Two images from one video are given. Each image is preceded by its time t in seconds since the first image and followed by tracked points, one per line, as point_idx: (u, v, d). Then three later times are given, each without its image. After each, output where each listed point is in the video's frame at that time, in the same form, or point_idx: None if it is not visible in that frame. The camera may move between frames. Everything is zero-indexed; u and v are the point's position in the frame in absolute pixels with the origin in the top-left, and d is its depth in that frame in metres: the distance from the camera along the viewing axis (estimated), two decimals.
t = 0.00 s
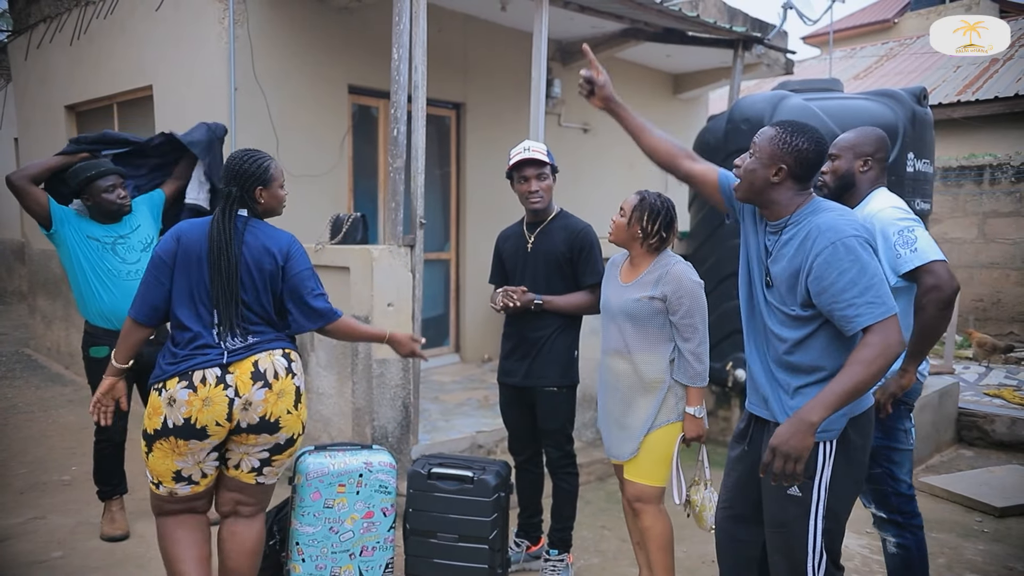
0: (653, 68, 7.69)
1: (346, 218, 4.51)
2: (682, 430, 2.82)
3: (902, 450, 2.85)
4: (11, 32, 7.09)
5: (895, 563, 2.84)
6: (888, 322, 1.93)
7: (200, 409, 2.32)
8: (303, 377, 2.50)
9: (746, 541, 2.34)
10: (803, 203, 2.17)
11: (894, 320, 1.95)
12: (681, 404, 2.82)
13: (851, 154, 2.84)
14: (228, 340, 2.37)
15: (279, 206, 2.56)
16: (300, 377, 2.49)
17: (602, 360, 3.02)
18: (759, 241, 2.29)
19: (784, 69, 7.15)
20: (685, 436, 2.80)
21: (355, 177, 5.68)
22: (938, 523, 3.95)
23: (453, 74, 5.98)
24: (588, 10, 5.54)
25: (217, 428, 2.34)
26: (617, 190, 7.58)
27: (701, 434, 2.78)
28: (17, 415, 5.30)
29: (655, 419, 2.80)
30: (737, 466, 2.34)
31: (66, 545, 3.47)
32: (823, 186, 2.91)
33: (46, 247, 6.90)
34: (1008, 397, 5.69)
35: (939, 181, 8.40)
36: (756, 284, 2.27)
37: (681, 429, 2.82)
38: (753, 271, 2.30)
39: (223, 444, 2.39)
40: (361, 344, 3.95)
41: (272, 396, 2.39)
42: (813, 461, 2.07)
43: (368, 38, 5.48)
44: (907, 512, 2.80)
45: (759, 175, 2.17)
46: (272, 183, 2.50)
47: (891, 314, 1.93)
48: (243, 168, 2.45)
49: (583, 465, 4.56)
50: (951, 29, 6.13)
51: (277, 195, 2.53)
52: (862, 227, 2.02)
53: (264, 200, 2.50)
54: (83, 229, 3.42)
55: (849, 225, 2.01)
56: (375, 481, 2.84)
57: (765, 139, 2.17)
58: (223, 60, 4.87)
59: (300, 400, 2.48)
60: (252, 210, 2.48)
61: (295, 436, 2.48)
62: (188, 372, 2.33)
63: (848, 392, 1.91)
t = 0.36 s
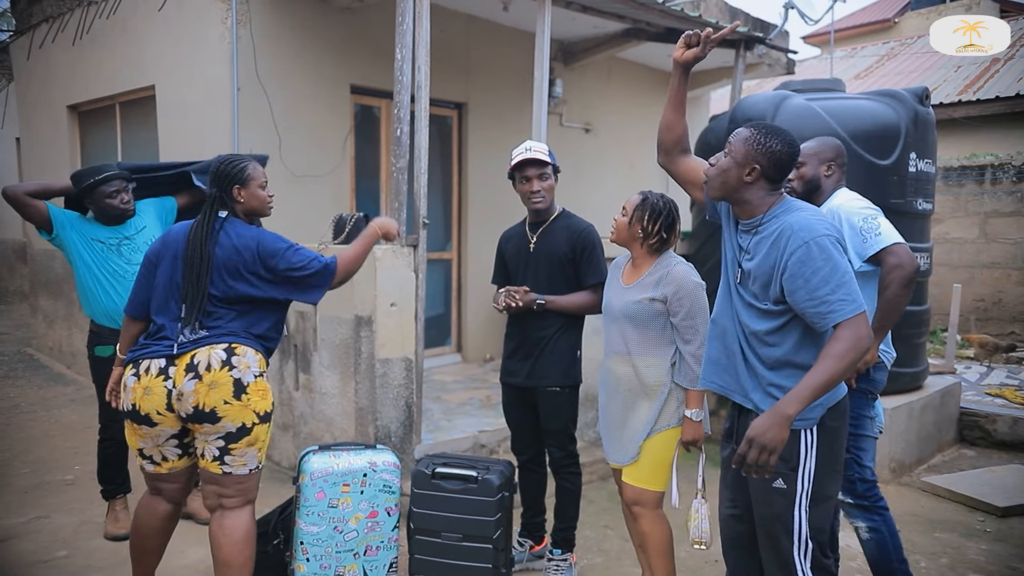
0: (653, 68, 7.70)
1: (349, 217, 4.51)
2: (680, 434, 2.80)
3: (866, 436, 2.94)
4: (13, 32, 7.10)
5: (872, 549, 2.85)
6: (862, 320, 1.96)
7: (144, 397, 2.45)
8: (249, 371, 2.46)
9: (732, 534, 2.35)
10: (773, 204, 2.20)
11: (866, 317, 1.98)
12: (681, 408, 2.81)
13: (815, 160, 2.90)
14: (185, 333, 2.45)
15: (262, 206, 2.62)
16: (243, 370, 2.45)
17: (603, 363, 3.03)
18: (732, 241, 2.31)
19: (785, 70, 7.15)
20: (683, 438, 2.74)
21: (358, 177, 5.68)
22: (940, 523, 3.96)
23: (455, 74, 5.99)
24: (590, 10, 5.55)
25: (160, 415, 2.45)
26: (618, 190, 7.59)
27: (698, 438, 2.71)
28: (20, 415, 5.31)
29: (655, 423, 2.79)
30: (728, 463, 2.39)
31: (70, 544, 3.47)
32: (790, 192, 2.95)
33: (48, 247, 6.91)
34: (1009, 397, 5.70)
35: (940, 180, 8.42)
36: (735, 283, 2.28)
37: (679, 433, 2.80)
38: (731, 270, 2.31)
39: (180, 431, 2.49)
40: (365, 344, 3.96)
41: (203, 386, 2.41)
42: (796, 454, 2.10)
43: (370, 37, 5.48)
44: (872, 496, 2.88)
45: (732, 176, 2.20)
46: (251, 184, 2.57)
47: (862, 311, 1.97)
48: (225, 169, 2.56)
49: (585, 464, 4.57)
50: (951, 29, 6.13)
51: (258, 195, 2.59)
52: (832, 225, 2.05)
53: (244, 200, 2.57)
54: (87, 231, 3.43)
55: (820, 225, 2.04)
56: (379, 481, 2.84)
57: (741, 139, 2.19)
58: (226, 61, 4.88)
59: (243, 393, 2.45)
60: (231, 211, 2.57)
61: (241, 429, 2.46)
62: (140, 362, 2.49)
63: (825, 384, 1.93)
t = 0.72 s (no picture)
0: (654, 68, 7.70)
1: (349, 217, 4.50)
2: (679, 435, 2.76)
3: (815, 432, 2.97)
4: (13, 32, 7.09)
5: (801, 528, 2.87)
6: (835, 316, 1.98)
7: (105, 378, 2.62)
8: (192, 375, 2.53)
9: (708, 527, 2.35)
10: (747, 204, 2.20)
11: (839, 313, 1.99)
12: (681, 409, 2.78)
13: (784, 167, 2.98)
14: (151, 322, 2.60)
15: (228, 204, 2.69)
16: (185, 373, 2.52)
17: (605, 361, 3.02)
18: (709, 241, 2.31)
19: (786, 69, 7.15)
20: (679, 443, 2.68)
21: (358, 177, 5.68)
22: (941, 523, 3.95)
23: (456, 73, 5.99)
24: (591, 10, 5.54)
25: (117, 396, 2.61)
26: (618, 190, 7.58)
27: (693, 442, 2.65)
28: (19, 416, 5.30)
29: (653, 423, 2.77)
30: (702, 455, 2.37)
31: (70, 544, 3.47)
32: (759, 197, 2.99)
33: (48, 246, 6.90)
34: (1010, 397, 5.69)
35: (941, 180, 8.42)
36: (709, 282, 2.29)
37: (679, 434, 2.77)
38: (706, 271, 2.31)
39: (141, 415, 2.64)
40: (365, 344, 3.95)
41: (145, 382, 2.52)
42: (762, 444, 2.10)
43: (370, 37, 5.47)
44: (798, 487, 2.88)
45: (702, 182, 2.18)
46: (217, 182, 2.65)
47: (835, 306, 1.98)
48: (195, 168, 2.66)
49: (586, 465, 4.55)
50: (952, 28, 6.13)
51: (223, 193, 2.67)
52: (803, 223, 2.06)
53: (210, 196, 2.66)
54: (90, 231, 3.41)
55: (793, 223, 2.05)
56: (380, 481, 2.83)
57: (698, 150, 2.19)
58: (226, 60, 4.88)
59: (187, 396, 2.53)
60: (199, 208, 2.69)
61: (187, 428, 2.55)
62: (111, 342, 2.67)
63: (800, 377, 1.95)
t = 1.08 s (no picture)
0: (653, 68, 7.69)
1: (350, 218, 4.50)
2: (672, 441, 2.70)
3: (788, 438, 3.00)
4: (13, 32, 7.10)
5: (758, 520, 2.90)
6: (833, 314, 1.97)
7: (126, 387, 2.72)
8: (197, 378, 2.59)
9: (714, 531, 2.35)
10: (741, 203, 2.19)
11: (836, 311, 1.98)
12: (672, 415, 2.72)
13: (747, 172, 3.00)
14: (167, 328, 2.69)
15: (238, 209, 2.71)
16: (190, 377, 2.59)
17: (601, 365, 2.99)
18: (706, 243, 2.30)
19: (786, 69, 7.15)
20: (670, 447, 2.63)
21: (358, 177, 5.67)
22: (942, 524, 3.95)
23: (456, 73, 5.98)
24: (591, 10, 5.54)
25: (136, 403, 2.70)
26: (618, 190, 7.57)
27: (684, 447, 2.60)
28: (19, 416, 5.30)
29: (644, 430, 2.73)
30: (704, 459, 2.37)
31: (70, 544, 3.46)
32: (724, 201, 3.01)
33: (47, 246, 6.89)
34: (1011, 397, 5.69)
35: (941, 180, 8.42)
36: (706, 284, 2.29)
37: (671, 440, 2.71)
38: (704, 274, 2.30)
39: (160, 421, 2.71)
40: (365, 345, 3.95)
41: (154, 387, 2.60)
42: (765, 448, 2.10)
43: (370, 37, 5.47)
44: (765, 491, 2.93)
45: (693, 183, 2.18)
46: (227, 188, 2.68)
47: (832, 305, 1.97)
48: (209, 176, 2.69)
49: (586, 465, 4.54)
50: (952, 28, 6.12)
51: (234, 197, 2.69)
52: (798, 221, 2.05)
53: (220, 200, 2.69)
54: (97, 236, 3.41)
55: (787, 222, 2.04)
56: (380, 481, 2.83)
57: (683, 153, 2.19)
58: (226, 60, 4.88)
59: (192, 398, 2.59)
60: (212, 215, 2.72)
61: (193, 430, 2.60)
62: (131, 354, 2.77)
63: (798, 379, 1.95)
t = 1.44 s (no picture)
0: (654, 68, 7.68)
1: (350, 217, 4.49)
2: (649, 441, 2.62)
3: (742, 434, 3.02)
4: (13, 31, 7.09)
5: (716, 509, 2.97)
6: (829, 316, 1.95)
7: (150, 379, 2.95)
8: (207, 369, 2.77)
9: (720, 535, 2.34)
10: (746, 200, 2.18)
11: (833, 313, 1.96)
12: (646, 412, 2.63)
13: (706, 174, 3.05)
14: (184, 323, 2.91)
15: (262, 216, 2.92)
16: (200, 367, 2.78)
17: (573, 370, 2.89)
18: (711, 241, 2.30)
19: (787, 69, 7.14)
20: (650, 443, 2.59)
21: (358, 177, 5.66)
22: (944, 523, 3.94)
23: (457, 72, 5.97)
24: (591, 9, 5.53)
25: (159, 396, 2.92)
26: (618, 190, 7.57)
27: (664, 441, 2.57)
28: (19, 416, 5.28)
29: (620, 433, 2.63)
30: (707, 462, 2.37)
31: (70, 544, 3.45)
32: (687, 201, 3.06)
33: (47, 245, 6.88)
34: (1013, 397, 5.68)
35: (942, 180, 8.41)
36: (710, 283, 2.29)
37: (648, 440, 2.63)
38: (707, 272, 2.30)
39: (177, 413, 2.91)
40: (365, 344, 3.93)
41: (169, 376, 2.81)
42: (768, 452, 2.10)
43: (370, 36, 5.46)
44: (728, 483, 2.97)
45: (697, 178, 2.17)
46: (255, 197, 2.88)
47: (828, 307, 1.95)
48: (237, 180, 2.89)
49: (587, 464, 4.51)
50: (952, 28, 6.11)
51: (261, 206, 2.90)
52: (799, 221, 2.03)
53: (248, 208, 2.90)
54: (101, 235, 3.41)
55: (788, 221, 2.02)
56: (380, 481, 2.82)
57: (691, 145, 2.18)
58: (226, 59, 4.88)
59: (201, 388, 2.78)
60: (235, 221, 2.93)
61: (201, 419, 2.79)
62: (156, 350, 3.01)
63: (787, 380, 1.93)
